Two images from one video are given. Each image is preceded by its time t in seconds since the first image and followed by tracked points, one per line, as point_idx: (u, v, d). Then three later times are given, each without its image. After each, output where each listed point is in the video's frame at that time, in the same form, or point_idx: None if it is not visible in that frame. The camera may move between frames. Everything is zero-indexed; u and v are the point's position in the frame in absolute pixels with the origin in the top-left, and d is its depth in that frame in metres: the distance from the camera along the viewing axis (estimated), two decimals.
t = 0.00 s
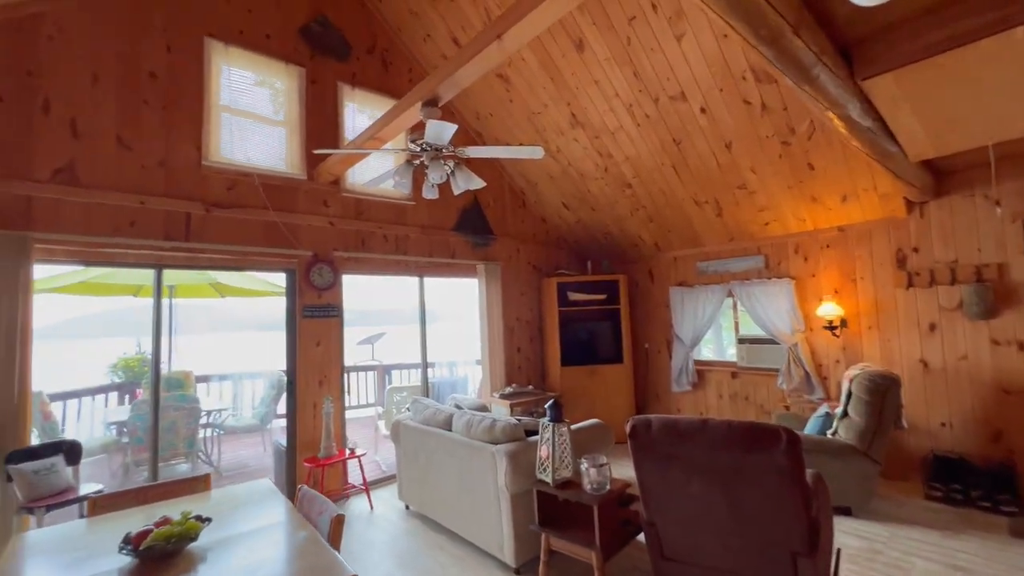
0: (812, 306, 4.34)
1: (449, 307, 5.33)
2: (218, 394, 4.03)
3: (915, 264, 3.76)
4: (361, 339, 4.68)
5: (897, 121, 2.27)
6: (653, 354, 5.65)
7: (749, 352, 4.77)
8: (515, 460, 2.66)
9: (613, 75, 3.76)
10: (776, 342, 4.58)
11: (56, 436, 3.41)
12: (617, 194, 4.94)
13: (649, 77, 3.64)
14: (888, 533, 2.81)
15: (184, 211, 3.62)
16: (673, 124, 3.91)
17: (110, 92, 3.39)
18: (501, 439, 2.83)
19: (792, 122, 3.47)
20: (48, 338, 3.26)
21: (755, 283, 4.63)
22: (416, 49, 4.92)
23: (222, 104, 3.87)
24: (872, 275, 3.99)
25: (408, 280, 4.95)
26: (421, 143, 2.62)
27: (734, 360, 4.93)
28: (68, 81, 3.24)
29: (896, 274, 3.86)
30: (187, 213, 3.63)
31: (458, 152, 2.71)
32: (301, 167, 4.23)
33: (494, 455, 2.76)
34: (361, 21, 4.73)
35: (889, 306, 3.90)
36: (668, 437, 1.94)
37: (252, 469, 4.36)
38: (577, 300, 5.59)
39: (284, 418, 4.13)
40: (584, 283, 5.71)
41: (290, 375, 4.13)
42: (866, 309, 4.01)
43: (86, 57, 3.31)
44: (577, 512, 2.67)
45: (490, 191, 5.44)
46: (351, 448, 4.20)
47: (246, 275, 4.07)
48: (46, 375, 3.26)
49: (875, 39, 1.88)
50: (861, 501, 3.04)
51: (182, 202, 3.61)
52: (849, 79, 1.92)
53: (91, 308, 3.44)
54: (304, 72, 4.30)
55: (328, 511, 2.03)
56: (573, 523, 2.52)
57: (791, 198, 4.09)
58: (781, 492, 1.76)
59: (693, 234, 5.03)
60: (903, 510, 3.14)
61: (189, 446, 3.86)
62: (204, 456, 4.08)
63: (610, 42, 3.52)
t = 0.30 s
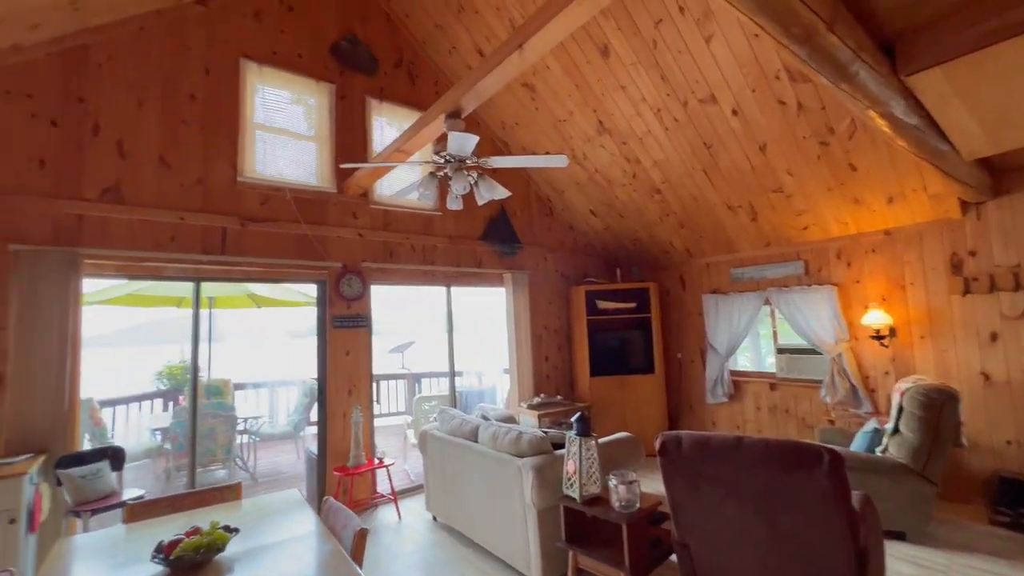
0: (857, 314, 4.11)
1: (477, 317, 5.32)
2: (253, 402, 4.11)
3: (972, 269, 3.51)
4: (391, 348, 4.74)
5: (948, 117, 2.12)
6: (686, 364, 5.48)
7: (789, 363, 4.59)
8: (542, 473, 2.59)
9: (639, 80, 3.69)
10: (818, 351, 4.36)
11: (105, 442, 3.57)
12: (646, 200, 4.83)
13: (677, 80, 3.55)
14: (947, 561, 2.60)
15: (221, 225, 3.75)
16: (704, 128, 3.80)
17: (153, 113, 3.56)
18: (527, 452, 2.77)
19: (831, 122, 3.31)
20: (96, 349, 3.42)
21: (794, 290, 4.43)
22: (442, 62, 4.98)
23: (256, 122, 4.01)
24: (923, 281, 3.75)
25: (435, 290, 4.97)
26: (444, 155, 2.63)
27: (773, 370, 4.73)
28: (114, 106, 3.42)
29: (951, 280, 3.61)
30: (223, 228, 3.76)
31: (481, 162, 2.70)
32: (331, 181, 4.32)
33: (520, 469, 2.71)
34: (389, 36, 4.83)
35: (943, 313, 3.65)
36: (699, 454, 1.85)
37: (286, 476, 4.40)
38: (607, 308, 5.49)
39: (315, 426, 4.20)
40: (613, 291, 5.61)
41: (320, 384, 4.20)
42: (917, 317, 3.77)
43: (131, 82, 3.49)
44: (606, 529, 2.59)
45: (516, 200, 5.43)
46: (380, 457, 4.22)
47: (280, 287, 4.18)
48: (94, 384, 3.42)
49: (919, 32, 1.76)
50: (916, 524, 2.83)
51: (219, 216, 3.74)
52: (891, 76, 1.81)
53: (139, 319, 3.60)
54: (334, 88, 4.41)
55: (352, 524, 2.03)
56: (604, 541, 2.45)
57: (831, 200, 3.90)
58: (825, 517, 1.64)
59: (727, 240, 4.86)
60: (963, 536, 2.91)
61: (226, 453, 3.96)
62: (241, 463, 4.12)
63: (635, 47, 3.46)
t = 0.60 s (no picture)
0: (914, 320, 3.86)
1: (510, 323, 5.30)
2: (295, 407, 4.28)
3: None
4: (425, 355, 4.79)
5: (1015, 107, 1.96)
6: (726, 372, 5.29)
7: (837, 372, 4.34)
8: (576, 484, 2.55)
9: (673, 81, 3.61)
10: (871, 360, 4.12)
11: (158, 444, 3.80)
12: (681, 204, 4.72)
13: (713, 80, 3.45)
14: None
15: (263, 237, 3.89)
16: (742, 128, 3.68)
17: (200, 131, 3.74)
18: (561, 462, 2.73)
19: (881, 117, 3.13)
20: (149, 356, 3.61)
21: (843, 294, 4.22)
22: (472, 72, 5.03)
23: (296, 137, 4.15)
24: (989, 284, 3.48)
25: (468, 297, 5.00)
26: (473, 164, 2.65)
27: (822, 379, 4.50)
28: (166, 126, 3.61)
29: (1020, 282, 3.34)
30: (265, 239, 3.89)
31: (511, 170, 2.69)
32: (366, 192, 4.41)
33: (554, 479, 2.67)
34: (421, 49, 4.92)
35: (1012, 319, 3.38)
36: (741, 468, 1.77)
37: (324, 481, 4.51)
38: (642, 315, 5.37)
39: (352, 431, 4.26)
40: (648, 297, 5.49)
41: (356, 390, 4.26)
42: (983, 323, 3.51)
43: (181, 103, 3.68)
44: (644, 545, 2.51)
45: (548, 206, 5.41)
46: (414, 464, 4.25)
47: (318, 296, 4.29)
48: (147, 389, 3.61)
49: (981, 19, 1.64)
50: (986, 548, 2.61)
51: (261, 228, 3.88)
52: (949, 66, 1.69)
53: (187, 328, 3.77)
54: (369, 102, 4.52)
55: (386, 532, 2.03)
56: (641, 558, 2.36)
57: (882, 199, 3.69)
58: (885, 541, 1.53)
59: (768, 243, 4.68)
60: None
61: (268, 456, 4.08)
62: (283, 466, 4.31)
63: (668, 48, 3.40)
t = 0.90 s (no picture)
0: (985, 324, 3.59)
1: (547, 328, 5.28)
2: (338, 409, 4.41)
3: None
4: (462, 359, 4.84)
5: None
6: (773, 378, 5.08)
7: (897, 379, 4.09)
8: (616, 493, 2.49)
9: (712, 79, 3.51)
10: (935, 367, 3.85)
11: (212, 444, 3.99)
12: (722, 204, 4.58)
13: (755, 76, 3.34)
14: None
15: (306, 246, 4.03)
16: (787, 124, 3.54)
17: (249, 146, 3.92)
18: (600, 470, 2.68)
19: (942, 107, 2.93)
20: (203, 361, 3.80)
21: (901, 297, 3.98)
22: (506, 78, 5.06)
23: (337, 149, 4.30)
24: None
25: (504, 302, 5.00)
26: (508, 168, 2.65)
27: (880, 387, 4.24)
28: (218, 142, 3.81)
29: None
30: (308, 248, 4.03)
31: (546, 175, 2.68)
32: (403, 200, 4.51)
33: (593, 487, 2.62)
34: (455, 58, 5.00)
35: None
36: (792, 482, 1.69)
37: (366, 482, 4.61)
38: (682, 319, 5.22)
39: (391, 434, 4.33)
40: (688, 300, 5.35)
41: (395, 394, 4.34)
42: None
43: (231, 120, 3.87)
44: (689, 558, 2.42)
45: (584, 210, 5.37)
46: (452, 469, 4.28)
47: (358, 302, 4.40)
48: (202, 392, 3.80)
49: None
50: None
51: (305, 238, 4.02)
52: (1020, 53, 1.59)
53: (238, 333, 3.94)
54: (405, 112, 4.63)
55: (425, 536, 2.04)
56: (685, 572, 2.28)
57: (945, 194, 3.45)
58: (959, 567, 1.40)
59: (817, 243, 4.47)
60: None
61: (312, 458, 4.24)
62: (326, 467, 4.44)
63: (707, 45, 3.31)
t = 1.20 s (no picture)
0: None
1: (585, 331, 5.21)
2: (380, 410, 4.50)
3: None
4: (499, 362, 4.85)
5: None
6: (827, 383, 4.82)
7: (967, 386, 3.79)
8: (659, 500, 2.42)
9: (756, 72, 3.38)
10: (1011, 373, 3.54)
11: (262, 442, 4.15)
12: (768, 202, 4.39)
13: (802, 67, 3.19)
14: None
15: (349, 252, 4.15)
16: (839, 116, 3.36)
17: (295, 157, 4.08)
18: (642, 476, 2.61)
19: (1016, 91, 2.70)
20: (254, 363, 3.97)
21: (971, 297, 3.69)
22: (542, 81, 5.05)
23: (377, 157, 4.41)
24: None
25: (542, 305, 4.98)
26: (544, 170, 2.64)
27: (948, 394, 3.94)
28: (266, 154, 3.98)
29: None
30: (351, 254, 4.15)
31: (583, 176, 2.65)
32: (441, 205, 4.58)
33: (636, 493, 2.55)
34: (491, 63, 5.04)
35: None
36: (854, 493, 1.60)
37: (407, 483, 4.70)
38: (727, 322, 5.02)
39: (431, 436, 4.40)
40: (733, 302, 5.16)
41: (434, 396, 4.39)
42: None
43: (279, 133, 4.04)
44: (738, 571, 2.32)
45: (621, 210, 5.28)
46: (491, 471, 4.29)
47: (398, 305, 4.49)
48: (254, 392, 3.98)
49: None
50: None
51: (348, 243, 4.14)
52: None
53: (287, 336, 4.10)
54: (443, 118, 4.70)
55: (467, 540, 2.05)
56: None
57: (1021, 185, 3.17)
58: None
59: (874, 241, 4.22)
60: None
61: (356, 458, 4.33)
62: (369, 467, 4.55)
63: (750, 38, 3.20)
